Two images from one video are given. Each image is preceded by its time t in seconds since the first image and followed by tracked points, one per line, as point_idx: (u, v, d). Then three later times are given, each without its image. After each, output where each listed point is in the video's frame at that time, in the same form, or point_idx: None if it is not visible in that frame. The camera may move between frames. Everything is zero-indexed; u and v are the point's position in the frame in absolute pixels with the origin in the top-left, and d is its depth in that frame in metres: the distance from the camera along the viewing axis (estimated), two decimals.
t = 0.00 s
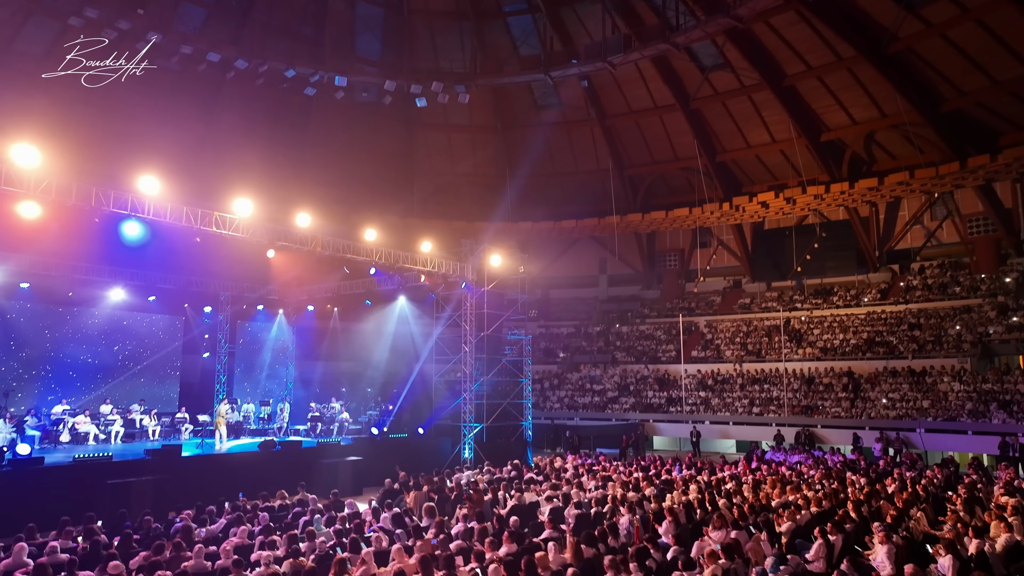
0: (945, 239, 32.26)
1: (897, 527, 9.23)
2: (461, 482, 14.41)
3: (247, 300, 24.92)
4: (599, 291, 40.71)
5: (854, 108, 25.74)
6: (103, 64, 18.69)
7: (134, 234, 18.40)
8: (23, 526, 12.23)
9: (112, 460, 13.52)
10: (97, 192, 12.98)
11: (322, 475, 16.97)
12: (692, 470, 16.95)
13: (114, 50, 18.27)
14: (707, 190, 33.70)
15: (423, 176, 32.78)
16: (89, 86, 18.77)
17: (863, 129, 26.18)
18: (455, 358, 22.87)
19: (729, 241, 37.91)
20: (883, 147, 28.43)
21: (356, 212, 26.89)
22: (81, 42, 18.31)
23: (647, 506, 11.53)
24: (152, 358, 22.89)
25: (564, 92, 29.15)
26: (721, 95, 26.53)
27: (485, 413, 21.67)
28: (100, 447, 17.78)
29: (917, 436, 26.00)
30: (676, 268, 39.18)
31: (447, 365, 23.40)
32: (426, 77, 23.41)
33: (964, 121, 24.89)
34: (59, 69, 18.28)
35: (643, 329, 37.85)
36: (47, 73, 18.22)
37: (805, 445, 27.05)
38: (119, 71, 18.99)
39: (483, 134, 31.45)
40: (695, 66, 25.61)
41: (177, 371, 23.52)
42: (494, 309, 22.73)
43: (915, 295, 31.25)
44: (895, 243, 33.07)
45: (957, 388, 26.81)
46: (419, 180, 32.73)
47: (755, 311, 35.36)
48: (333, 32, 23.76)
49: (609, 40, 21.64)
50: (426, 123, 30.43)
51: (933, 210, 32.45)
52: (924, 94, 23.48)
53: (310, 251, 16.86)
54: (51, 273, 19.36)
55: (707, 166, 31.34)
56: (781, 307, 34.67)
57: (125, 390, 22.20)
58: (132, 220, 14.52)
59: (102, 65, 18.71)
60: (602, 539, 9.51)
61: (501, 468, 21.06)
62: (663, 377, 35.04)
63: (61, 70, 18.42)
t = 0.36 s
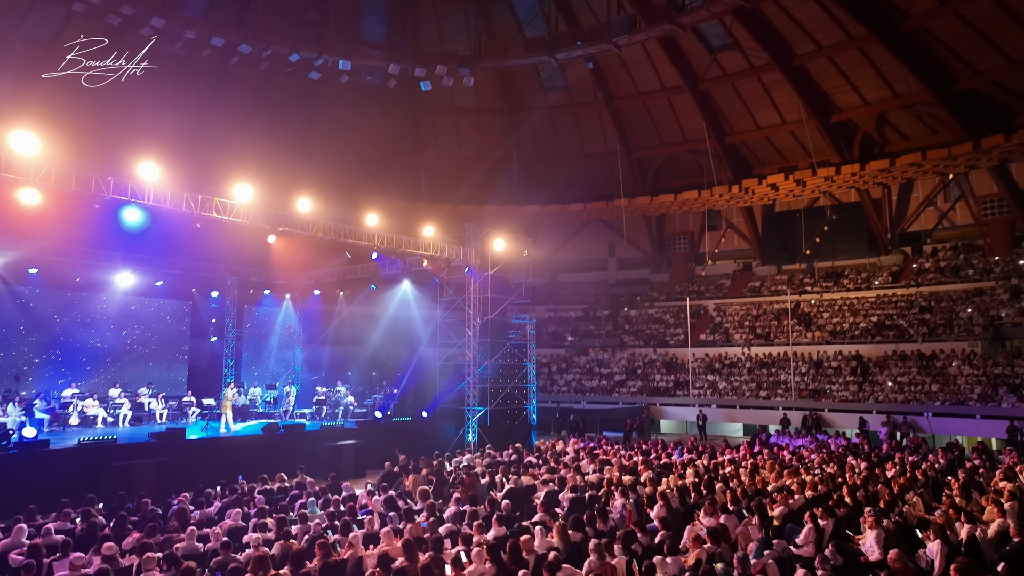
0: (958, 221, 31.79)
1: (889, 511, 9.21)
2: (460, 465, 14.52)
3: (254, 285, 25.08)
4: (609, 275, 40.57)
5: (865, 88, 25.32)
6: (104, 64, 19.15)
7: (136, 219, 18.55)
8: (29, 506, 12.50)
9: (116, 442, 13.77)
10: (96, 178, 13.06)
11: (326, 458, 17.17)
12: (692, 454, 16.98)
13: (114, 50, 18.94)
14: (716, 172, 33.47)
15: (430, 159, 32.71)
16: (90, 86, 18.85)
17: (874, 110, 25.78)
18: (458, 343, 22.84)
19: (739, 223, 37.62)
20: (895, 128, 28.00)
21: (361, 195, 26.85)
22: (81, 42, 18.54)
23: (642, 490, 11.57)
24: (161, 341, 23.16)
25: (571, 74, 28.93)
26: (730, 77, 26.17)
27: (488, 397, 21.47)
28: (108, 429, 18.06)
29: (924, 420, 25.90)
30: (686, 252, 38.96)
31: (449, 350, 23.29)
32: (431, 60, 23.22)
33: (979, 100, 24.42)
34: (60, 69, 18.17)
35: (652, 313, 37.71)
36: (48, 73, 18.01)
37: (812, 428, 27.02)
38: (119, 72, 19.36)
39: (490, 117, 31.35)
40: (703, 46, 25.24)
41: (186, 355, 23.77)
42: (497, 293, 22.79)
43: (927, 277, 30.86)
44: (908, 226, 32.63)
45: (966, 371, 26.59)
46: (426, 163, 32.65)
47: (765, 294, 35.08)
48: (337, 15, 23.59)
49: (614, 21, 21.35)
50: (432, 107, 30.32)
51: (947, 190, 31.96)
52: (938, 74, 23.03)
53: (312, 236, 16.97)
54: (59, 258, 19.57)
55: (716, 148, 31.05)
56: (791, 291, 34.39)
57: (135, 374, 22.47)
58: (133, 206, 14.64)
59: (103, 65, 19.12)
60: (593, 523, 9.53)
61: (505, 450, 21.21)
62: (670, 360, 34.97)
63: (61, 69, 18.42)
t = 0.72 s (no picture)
0: (983, 202, 31.10)
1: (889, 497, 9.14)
2: (466, 449, 14.63)
3: (268, 270, 25.31)
4: (625, 258, 40.34)
5: (885, 66, 24.76)
6: (103, 64, 18.80)
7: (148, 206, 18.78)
8: (45, 486, 12.82)
9: (129, 426, 14.04)
10: (104, 166, 13.24)
11: (336, 442, 17.41)
12: (701, 438, 16.93)
13: (114, 50, 18.95)
14: (733, 154, 33.05)
15: (444, 142, 32.68)
16: (91, 86, 18.29)
17: (896, 88, 25.20)
18: (470, 326, 22.94)
19: (757, 206, 37.16)
20: (917, 107, 27.37)
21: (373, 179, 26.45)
22: (80, 42, 18.26)
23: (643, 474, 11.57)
24: (177, 326, 23.53)
25: (584, 55, 28.62)
26: (746, 56, 25.75)
27: (500, 380, 21.69)
28: (125, 412, 18.44)
29: (941, 404, 25.81)
30: (703, 234, 38.61)
31: (461, 333, 23.42)
32: (441, 43, 23.09)
33: (1004, 76, 23.76)
34: (60, 70, 17.74)
35: (668, 296, 37.43)
36: (48, 74, 17.54)
37: (828, 413, 27.05)
38: (120, 73, 19.09)
39: (504, 100, 31.21)
40: (718, 25, 24.81)
41: (202, 339, 24.12)
42: (509, 277, 22.74)
43: (949, 260, 30.23)
44: (930, 207, 31.85)
45: (986, 355, 26.19)
46: (440, 147, 32.65)
47: (782, 277, 34.56)
48: None
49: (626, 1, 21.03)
50: (446, 90, 30.25)
51: (971, 170, 31.19)
52: (961, 50, 22.43)
53: (320, 222, 17.14)
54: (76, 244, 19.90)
55: (733, 129, 30.59)
56: (809, 274, 33.90)
57: (153, 358, 22.86)
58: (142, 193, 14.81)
59: (102, 66, 18.76)
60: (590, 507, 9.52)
61: (516, 434, 21.28)
62: (686, 343, 34.79)
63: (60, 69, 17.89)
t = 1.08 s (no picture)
0: (1015, 182, 30.24)
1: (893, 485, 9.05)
2: (477, 433, 14.73)
3: (287, 256, 25.59)
4: (647, 241, 40.02)
5: (913, 42, 24.04)
6: (104, 64, 17.86)
7: (167, 193, 19.10)
8: (66, 467, 13.22)
9: (148, 410, 14.36)
10: (120, 154, 13.46)
11: (351, 425, 17.58)
12: (714, 423, 16.83)
13: (114, 50, 18.46)
14: (755, 134, 32.47)
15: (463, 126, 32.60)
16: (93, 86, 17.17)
17: (923, 66, 24.51)
18: (486, 311, 23.01)
19: (781, 187, 36.55)
20: (946, 85, 26.62)
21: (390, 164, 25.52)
22: (81, 43, 17.39)
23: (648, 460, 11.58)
24: (199, 310, 23.97)
25: (603, 36, 28.26)
26: (768, 35, 25.11)
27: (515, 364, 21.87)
28: (147, 395, 18.89)
29: (966, 390, 25.21)
30: (726, 217, 38.14)
31: (478, 318, 23.50)
32: (458, 26, 22.94)
33: None
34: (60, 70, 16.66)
35: (689, 280, 37.04)
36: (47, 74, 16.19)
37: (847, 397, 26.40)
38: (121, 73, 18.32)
39: (522, 82, 31.10)
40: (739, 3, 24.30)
41: (223, 323, 24.56)
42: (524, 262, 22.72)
43: (979, 242, 29.42)
44: (960, 187, 31.19)
45: (1014, 340, 25.62)
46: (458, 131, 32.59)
47: (805, 260, 34.02)
48: None
49: None
50: (465, 73, 30.14)
51: (1004, 149, 30.29)
52: (992, 25, 21.67)
53: (333, 208, 17.23)
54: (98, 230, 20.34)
55: (755, 109, 30.01)
56: (833, 256, 33.28)
57: (176, 341, 23.35)
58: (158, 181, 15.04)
59: (103, 66, 17.81)
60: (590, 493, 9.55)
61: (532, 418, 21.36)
62: (706, 327, 34.50)
63: (59, 71, 16.70)
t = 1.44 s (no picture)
0: None
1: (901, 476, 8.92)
2: (489, 420, 14.80)
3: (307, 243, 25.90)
4: (671, 225, 39.59)
5: (944, 19, 23.22)
6: (103, 64, 16.91)
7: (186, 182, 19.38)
8: (89, 451, 13.59)
9: (167, 395, 14.67)
10: (136, 145, 13.66)
11: (367, 410, 17.78)
12: (729, 411, 16.66)
13: (113, 50, 17.43)
14: (780, 116, 31.78)
15: (484, 110, 32.46)
16: (93, 85, 16.16)
17: (956, 43, 23.69)
18: (502, 297, 23.04)
19: (808, 169, 35.83)
20: (980, 62, 25.76)
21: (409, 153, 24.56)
22: (80, 42, 16.51)
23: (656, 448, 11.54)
24: (222, 296, 24.41)
25: (623, 18, 27.82)
26: (793, 13, 24.50)
27: (532, 350, 22.09)
28: (169, 380, 19.34)
29: (993, 377, 25.06)
30: (751, 199, 37.58)
31: (494, 304, 23.54)
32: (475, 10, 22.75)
33: None
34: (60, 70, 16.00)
35: (712, 264, 36.55)
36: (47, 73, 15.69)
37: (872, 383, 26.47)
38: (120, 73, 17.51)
39: (543, 65, 30.84)
40: None
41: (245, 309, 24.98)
42: (541, 247, 22.67)
43: (1012, 225, 28.22)
44: (994, 167, 30.30)
45: None
46: (479, 115, 32.44)
47: (832, 243, 33.06)
48: None
49: None
50: (485, 57, 29.97)
51: None
52: None
53: (348, 195, 17.39)
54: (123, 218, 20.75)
55: (781, 90, 29.32)
56: (860, 239, 32.53)
57: (199, 326, 23.81)
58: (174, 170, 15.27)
59: (103, 66, 16.89)
60: (593, 482, 9.54)
61: (549, 405, 21.31)
62: (729, 312, 34.10)
63: (59, 71, 16.04)
